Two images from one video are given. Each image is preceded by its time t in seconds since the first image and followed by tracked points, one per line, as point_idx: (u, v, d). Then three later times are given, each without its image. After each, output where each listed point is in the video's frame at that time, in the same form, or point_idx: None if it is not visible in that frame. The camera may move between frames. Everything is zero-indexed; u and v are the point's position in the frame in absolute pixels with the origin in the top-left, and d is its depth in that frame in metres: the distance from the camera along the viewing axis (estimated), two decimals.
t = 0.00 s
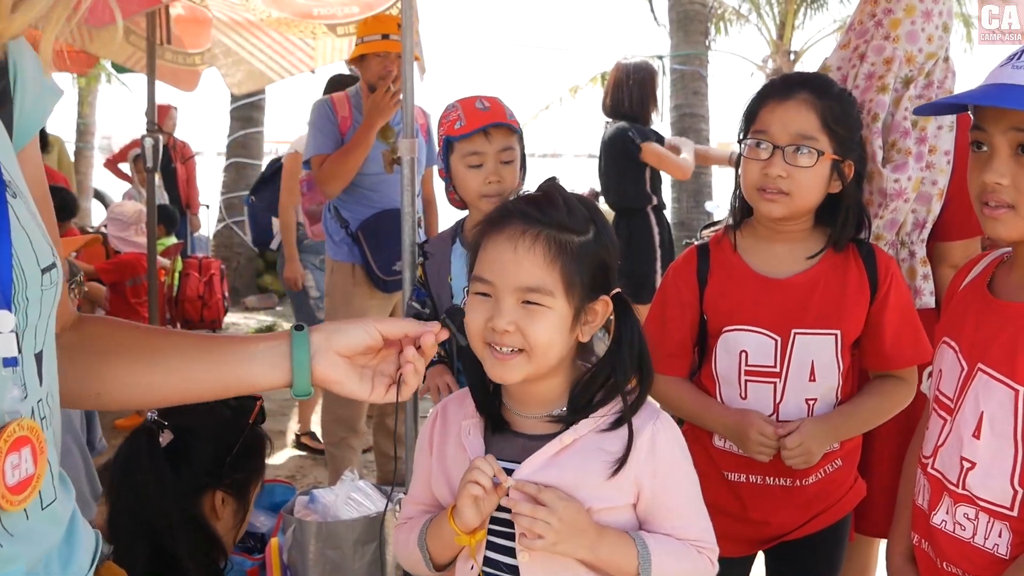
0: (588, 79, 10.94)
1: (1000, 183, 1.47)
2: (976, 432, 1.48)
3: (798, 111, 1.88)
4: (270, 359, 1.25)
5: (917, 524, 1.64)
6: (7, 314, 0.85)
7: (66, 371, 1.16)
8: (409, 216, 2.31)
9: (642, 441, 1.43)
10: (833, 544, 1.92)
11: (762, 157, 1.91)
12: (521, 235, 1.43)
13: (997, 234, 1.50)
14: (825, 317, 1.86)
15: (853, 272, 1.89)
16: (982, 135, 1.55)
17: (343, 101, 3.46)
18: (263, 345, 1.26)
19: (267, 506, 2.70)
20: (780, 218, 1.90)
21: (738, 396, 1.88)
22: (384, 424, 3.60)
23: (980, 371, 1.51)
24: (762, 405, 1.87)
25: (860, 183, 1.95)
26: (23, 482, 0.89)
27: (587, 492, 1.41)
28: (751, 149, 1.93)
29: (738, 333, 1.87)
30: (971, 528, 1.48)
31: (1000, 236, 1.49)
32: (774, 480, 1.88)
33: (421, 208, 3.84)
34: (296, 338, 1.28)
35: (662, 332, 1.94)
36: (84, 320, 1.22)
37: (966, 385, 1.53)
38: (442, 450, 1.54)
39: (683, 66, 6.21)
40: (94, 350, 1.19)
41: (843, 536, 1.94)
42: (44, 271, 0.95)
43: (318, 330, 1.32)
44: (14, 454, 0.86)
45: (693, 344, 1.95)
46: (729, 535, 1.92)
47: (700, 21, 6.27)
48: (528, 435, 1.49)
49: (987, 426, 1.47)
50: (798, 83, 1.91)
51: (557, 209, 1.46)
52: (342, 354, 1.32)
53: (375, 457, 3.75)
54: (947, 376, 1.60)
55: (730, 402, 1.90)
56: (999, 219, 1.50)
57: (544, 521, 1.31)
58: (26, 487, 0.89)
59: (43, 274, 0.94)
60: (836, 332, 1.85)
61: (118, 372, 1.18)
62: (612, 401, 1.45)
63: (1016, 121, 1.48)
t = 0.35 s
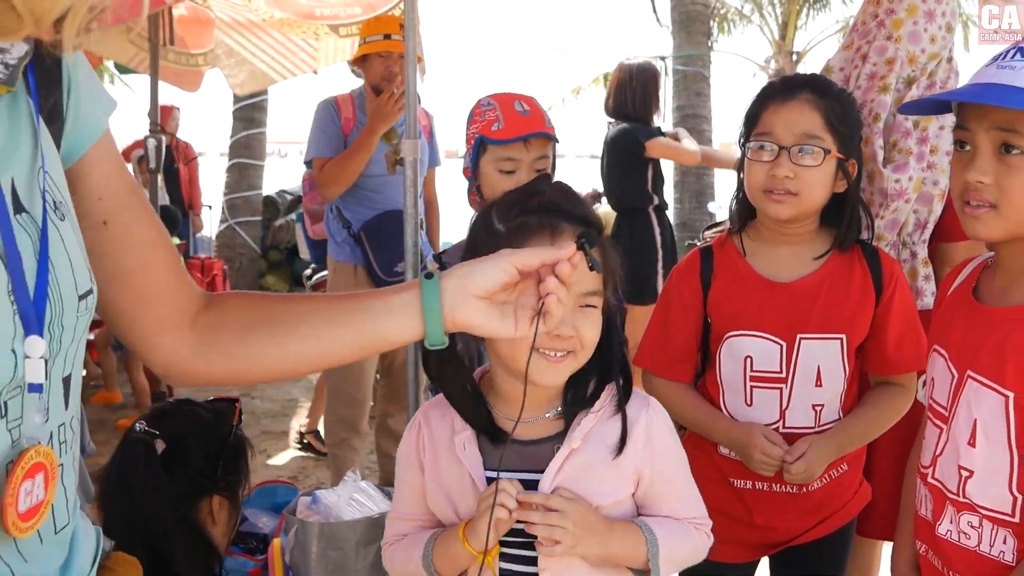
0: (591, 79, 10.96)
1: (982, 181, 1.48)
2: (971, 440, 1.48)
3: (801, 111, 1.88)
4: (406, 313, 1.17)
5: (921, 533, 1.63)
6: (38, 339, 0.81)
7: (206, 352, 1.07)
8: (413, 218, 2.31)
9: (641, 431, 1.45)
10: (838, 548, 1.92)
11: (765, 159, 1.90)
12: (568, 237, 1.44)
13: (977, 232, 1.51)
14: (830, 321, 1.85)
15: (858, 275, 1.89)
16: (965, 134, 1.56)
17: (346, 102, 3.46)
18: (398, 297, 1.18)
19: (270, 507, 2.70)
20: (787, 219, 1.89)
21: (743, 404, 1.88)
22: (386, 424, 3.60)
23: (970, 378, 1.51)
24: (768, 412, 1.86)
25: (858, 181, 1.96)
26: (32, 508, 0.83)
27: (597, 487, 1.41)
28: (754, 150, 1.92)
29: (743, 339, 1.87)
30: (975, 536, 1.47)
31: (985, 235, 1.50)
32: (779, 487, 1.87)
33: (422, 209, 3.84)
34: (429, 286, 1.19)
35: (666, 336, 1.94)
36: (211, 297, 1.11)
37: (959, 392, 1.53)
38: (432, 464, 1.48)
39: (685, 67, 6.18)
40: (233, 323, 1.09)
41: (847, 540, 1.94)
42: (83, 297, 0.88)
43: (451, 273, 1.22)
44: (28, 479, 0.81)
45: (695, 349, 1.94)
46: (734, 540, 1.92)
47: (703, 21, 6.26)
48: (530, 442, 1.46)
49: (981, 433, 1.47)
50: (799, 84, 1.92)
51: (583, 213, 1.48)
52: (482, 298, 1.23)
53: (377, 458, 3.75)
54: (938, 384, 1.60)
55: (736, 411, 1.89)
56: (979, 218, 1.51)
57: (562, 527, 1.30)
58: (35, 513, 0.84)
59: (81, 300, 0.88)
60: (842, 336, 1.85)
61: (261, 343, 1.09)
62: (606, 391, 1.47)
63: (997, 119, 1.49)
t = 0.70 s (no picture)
0: (592, 82, 10.98)
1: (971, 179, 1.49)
2: (952, 439, 1.49)
3: (816, 116, 1.89)
4: (579, 306, 1.15)
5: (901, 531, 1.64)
6: (244, 350, 0.88)
7: (391, 365, 1.10)
8: (412, 221, 2.31)
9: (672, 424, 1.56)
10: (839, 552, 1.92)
11: (781, 165, 1.88)
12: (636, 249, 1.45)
13: (968, 231, 1.51)
14: (836, 325, 1.84)
15: (859, 277, 1.88)
16: (958, 132, 1.57)
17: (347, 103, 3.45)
18: (565, 293, 1.16)
19: (271, 510, 2.71)
20: (801, 225, 1.88)
21: (748, 406, 1.83)
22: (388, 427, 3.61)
23: (955, 378, 1.51)
24: (773, 415, 1.82)
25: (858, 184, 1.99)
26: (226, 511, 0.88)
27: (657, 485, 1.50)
28: (769, 155, 1.89)
29: (750, 342, 1.83)
30: (954, 533, 1.48)
31: (973, 233, 1.50)
32: (787, 493, 1.85)
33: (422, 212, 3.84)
34: (597, 279, 1.16)
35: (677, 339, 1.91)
36: (393, 310, 1.14)
37: (943, 391, 1.54)
38: (485, 491, 1.38)
39: (687, 70, 6.17)
40: (418, 333, 1.12)
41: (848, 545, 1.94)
42: (265, 319, 0.94)
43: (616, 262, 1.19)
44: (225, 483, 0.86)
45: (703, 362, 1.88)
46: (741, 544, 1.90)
47: (704, 24, 6.22)
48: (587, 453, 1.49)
49: (962, 433, 1.47)
50: (809, 89, 1.92)
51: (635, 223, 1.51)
52: (645, 286, 1.20)
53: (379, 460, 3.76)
54: (925, 384, 1.62)
55: (740, 413, 1.84)
56: (969, 216, 1.51)
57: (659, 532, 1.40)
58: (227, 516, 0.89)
59: (263, 320, 0.93)
60: (846, 337, 1.84)
61: (443, 349, 1.11)
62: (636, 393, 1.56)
63: (989, 117, 1.49)
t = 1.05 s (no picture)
0: (578, 86, 10.98)
1: (920, 177, 1.54)
2: (900, 425, 1.53)
3: (790, 121, 1.90)
4: (615, 320, 1.10)
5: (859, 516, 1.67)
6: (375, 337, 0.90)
7: (430, 374, 1.08)
8: (391, 224, 2.32)
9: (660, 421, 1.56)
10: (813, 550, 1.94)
11: (759, 169, 1.89)
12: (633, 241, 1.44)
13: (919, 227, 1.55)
14: (811, 326, 1.86)
15: (833, 277, 1.89)
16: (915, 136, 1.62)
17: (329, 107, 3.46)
18: (604, 307, 1.11)
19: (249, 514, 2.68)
20: (781, 228, 1.89)
21: (726, 408, 1.87)
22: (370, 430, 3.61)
23: (904, 368, 1.55)
24: (752, 414, 1.85)
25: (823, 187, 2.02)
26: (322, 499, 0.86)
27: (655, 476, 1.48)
28: (746, 159, 1.91)
29: (727, 344, 1.88)
30: (900, 517, 1.52)
31: (923, 230, 1.55)
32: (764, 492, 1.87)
33: (405, 215, 3.85)
34: (634, 296, 1.10)
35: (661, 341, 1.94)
36: (441, 322, 1.13)
37: (894, 380, 1.59)
38: (501, 502, 1.32)
39: (671, 74, 6.10)
40: (466, 343, 1.10)
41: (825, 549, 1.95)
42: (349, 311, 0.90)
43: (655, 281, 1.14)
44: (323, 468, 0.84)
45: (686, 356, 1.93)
46: (716, 546, 1.93)
47: (689, 28, 6.06)
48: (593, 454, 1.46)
49: (910, 419, 1.51)
50: (783, 93, 1.94)
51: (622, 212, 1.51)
52: (683, 304, 1.15)
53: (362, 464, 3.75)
54: (883, 375, 1.66)
55: (718, 415, 1.88)
56: (920, 213, 1.56)
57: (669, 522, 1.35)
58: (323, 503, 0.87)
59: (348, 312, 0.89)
60: (821, 336, 1.85)
61: (485, 361, 1.08)
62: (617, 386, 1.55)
63: (942, 121, 1.54)
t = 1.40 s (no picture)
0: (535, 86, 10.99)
1: (842, 170, 1.66)
2: (835, 405, 1.62)
3: (729, 118, 1.93)
4: (547, 331, 1.10)
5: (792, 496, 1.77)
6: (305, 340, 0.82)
7: (355, 381, 1.03)
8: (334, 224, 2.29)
9: (582, 431, 1.45)
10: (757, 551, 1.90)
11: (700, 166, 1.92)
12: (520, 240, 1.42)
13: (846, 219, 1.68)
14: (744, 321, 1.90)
15: (767, 274, 1.92)
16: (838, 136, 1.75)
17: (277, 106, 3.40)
18: (533, 316, 1.10)
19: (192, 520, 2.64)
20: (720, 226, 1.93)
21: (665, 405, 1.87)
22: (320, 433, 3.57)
23: (839, 350, 1.65)
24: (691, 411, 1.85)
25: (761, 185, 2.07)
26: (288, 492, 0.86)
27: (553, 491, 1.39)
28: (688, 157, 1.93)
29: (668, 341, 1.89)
30: (832, 491, 1.62)
31: (848, 221, 1.68)
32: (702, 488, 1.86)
33: (355, 214, 3.82)
34: (565, 306, 1.12)
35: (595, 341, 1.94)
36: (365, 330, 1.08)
37: (828, 362, 1.67)
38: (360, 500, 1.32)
39: (626, 74, 6.15)
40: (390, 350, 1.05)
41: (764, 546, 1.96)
42: (322, 309, 0.91)
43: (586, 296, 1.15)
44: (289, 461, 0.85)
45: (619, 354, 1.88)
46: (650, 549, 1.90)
47: (644, 28, 6.10)
48: (483, 463, 1.40)
49: (845, 399, 1.60)
50: (723, 93, 1.96)
51: (519, 207, 1.50)
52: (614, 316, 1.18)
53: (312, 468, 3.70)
54: (812, 357, 1.74)
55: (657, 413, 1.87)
56: (845, 205, 1.68)
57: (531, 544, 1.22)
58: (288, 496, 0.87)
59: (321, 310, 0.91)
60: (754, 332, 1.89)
61: (414, 369, 1.04)
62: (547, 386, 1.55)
63: (857, 119, 1.69)
